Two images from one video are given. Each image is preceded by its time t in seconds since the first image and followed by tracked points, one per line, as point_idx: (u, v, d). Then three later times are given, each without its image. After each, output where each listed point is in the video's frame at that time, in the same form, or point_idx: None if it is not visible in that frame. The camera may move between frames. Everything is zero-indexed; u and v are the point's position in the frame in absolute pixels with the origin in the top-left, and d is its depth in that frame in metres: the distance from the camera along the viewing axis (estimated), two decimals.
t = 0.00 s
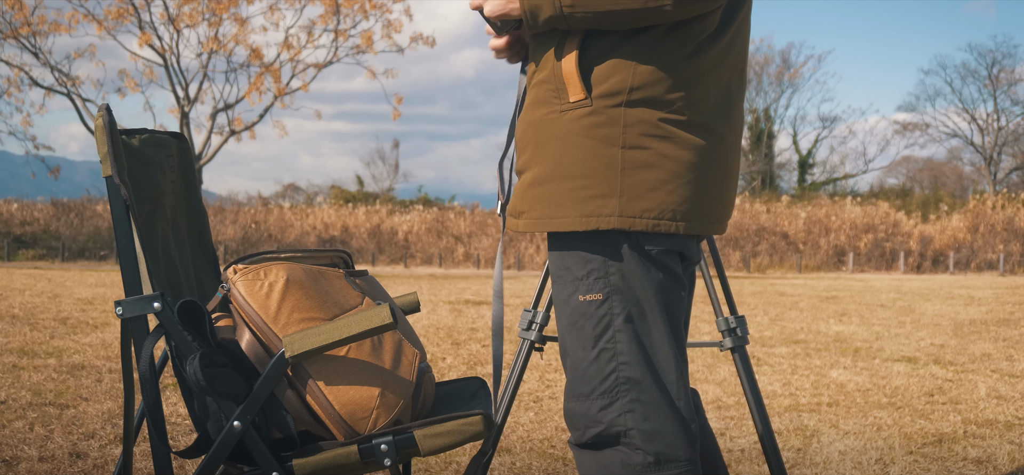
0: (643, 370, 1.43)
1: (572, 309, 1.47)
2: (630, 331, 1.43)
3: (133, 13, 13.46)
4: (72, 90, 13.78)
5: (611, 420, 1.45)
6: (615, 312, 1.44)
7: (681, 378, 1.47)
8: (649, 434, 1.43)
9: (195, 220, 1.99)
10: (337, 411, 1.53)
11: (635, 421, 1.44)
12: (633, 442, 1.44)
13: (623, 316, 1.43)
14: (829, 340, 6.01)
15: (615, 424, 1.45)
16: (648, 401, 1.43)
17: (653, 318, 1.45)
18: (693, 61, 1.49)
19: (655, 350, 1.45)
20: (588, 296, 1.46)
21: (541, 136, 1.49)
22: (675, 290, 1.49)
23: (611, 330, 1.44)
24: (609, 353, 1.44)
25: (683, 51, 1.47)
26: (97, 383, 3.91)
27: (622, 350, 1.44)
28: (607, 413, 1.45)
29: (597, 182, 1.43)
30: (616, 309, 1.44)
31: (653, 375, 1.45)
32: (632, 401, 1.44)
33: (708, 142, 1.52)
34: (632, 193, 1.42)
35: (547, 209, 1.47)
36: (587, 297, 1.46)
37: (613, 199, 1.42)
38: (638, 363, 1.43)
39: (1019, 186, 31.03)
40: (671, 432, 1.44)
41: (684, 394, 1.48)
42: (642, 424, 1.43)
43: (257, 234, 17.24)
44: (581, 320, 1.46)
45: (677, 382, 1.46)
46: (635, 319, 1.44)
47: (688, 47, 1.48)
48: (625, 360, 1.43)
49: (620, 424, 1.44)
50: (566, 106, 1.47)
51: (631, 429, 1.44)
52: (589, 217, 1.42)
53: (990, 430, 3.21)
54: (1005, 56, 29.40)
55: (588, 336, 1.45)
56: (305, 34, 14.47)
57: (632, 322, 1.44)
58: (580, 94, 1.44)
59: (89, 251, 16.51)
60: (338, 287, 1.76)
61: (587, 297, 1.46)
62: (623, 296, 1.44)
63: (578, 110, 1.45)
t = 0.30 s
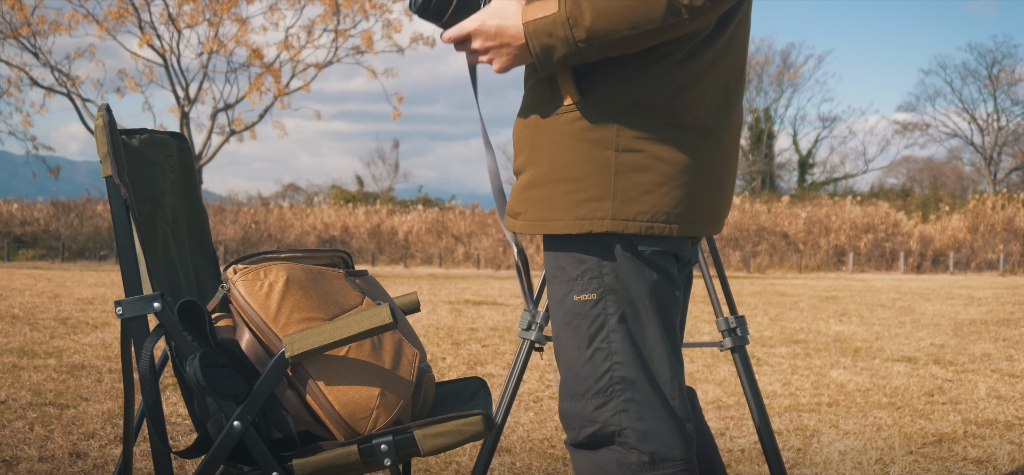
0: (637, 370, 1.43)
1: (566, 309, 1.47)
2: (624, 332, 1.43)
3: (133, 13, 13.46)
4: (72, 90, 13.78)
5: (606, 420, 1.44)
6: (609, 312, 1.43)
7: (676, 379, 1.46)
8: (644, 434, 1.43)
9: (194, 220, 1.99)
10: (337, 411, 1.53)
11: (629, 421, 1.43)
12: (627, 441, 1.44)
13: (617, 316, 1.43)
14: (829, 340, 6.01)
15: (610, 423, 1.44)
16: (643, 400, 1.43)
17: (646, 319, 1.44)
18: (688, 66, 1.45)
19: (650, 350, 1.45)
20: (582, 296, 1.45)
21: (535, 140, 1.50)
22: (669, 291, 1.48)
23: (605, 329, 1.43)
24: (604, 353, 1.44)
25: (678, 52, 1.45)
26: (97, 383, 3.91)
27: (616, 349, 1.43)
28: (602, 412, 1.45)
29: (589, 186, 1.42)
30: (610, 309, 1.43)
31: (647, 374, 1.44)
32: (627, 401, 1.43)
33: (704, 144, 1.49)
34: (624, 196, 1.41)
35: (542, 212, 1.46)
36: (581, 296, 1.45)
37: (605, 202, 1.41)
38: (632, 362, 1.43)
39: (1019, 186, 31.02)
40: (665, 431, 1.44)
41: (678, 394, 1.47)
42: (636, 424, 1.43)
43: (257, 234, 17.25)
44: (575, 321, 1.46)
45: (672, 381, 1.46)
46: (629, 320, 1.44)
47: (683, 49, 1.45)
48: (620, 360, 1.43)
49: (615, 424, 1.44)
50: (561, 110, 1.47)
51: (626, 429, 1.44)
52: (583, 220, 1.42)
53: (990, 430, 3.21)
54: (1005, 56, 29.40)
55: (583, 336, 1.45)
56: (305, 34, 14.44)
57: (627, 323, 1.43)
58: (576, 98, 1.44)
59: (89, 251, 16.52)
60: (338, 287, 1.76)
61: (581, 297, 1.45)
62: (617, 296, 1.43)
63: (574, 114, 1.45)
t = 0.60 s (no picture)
0: (642, 370, 1.41)
1: (572, 309, 1.46)
2: (630, 331, 1.41)
3: (133, 13, 13.45)
4: (72, 90, 13.76)
5: (612, 419, 1.43)
6: (615, 311, 1.41)
7: (681, 377, 1.45)
8: (649, 433, 1.42)
9: (195, 220, 1.99)
10: (337, 410, 1.54)
11: (634, 420, 1.42)
12: (632, 440, 1.43)
13: (623, 316, 1.41)
14: (829, 340, 6.01)
15: (614, 423, 1.44)
16: (648, 399, 1.42)
17: (653, 318, 1.42)
18: (688, 65, 1.44)
19: (655, 350, 1.43)
20: (589, 295, 1.43)
21: (543, 148, 1.48)
22: (675, 289, 1.46)
23: (611, 329, 1.42)
24: (609, 352, 1.43)
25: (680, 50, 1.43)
26: (97, 383, 3.91)
27: (622, 349, 1.41)
28: (607, 411, 1.44)
29: (604, 188, 1.41)
30: (616, 309, 1.41)
31: (653, 374, 1.42)
32: (632, 400, 1.42)
33: (709, 136, 1.47)
34: (639, 197, 1.40)
35: (556, 216, 1.45)
36: (587, 296, 1.44)
37: (621, 203, 1.40)
38: (637, 362, 1.41)
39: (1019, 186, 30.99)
40: (671, 430, 1.43)
41: (684, 393, 1.46)
42: (642, 423, 1.42)
43: (257, 234, 17.25)
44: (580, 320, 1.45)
45: (676, 380, 1.44)
46: (635, 320, 1.42)
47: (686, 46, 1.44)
48: (625, 359, 1.42)
49: (620, 423, 1.43)
50: (565, 118, 1.46)
51: (631, 428, 1.43)
52: (601, 223, 1.40)
53: (990, 430, 3.21)
54: (1005, 56, 29.35)
55: (589, 335, 1.43)
56: (305, 34, 14.42)
57: (633, 323, 1.42)
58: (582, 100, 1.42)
59: (89, 251, 16.51)
60: (338, 287, 1.76)
61: (588, 296, 1.43)
62: (623, 296, 1.41)
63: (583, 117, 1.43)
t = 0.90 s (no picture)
0: (679, 372, 1.35)
1: (609, 308, 1.38)
2: (669, 332, 1.34)
3: (133, 13, 13.44)
4: (71, 90, 13.74)
5: (644, 420, 1.36)
6: (655, 312, 1.35)
7: (715, 382, 1.39)
8: (682, 436, 1.35)
9: (195, 220, 1.99)
10: (337, 411, 1.54)
11: (667, 422, 1.35)
12: (663, 442, 1.36)
13: (662, 317, 1.34)
14: (829, 340, 6.01)
15: (647, 424, 1.36)
16: (682, 403, 1.35)
17: (690, 319, 1.35)
18: (721, 60, 1.38)
19: (694, 353, 1.36)
20: (628, 295, 1.36)
21: (580, 168, 1.44)
22: (714, 291, 1.40)
23: (650, 330, 1.35)
24: (646, 353, 1.35)
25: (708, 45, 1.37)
26: (98, 383, 3.91)
27: (659, 350, 1.35)
28: (640, 413, 1.37)
29: (656, 194, 1.34)
30: (655, 310, 1.35)
31: (689, 377, 1.36)
32: (665, 402, 1.35)
33: (743, 129, 1.42)
34: (691, 198, 1.35)
35: (609, 229, 1.38)
36: (626, 295, 1.36)
37: (675, 205, 1.34)
38: (675, 364, 1.34)
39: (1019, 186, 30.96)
40: (702, 434, 1.36)
41: (716, 397, 1.40)
42: (675, 425, 1.35)
43: (257, 234, 17.24)
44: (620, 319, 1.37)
45: (711, 385, 1.38)
46: (675, 321, 1.35)
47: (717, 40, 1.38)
48: (662, 360, 1.34)
49: (653, 425, 1.36)
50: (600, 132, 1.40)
51: (663, 430, 1.36)
52: (659, 229, 1.33)
53: (990, 430, 3.21)
54: (1006, 56, 29.28)
55: (626, 336, 1.36)
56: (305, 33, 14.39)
57: (672, 324, 1.35)
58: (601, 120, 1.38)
59: (89, 251, 16.50)
60: (338, 287, 1.76)
61: (627, 296, 1.36)
62: (664, 296, 1.35)
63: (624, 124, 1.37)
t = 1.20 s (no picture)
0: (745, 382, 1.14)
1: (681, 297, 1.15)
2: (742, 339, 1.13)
3: (133, 13, 13.44)
4: (71, 90, 13.74)
5: (693, 422, 1.15)
6: (732, 315, 1.13)
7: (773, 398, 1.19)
8: (730, 445, 1.15)
9: (195, 219, 1.99)
10: (337, 410, 1.54)
11: (718, 428, 1.14)
12: (707, 447, 1.15)
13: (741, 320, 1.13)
14: (829, 340, 6.01)
15: (695, 426, 1.15)
16: (741, 414, 1.14)
17: (763, 325, 1.14)
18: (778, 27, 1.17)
19: (763, 365, 1.15)
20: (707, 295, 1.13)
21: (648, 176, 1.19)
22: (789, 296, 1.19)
23: (723, 332, 1.13)
24: (713, 355, 1.13)
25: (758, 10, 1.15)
26: (97, 383, 3.91)
27: (729, 355, 1.13)
28: (691, 413, 1.15)
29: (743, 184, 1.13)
30: (734, 313, 1.13)
31: (754, 389, 1.15)
32: (721, 408, 1.14)
33: (812, 97, 1.22)
34: (778, 179, 1.15)
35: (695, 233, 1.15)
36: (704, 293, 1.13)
37: (766, 193, 1.13)
38: (743, 373, 1.13)
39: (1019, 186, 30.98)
40: (752, 447, 1.16)
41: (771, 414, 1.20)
42: (726, 435, 1.15)
43: (257, 233, 17.25)
44: (688, 315, 1.15)
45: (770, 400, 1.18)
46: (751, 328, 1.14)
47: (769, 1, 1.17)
48: (731, 365, 1.13)
49: (700, 429, 1.15)
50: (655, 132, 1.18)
51: (711, 435, 1.15)
52: (753, 221, 1.12)
53: (990, 430, 3.21)
54: (1005, 57, 29.30)
55: (696, 332, 1.13)
56: (305, 34, 14.38)
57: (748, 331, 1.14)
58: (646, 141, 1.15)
59: (89, 251, 16.51)
60: (338, 287, 1.76)
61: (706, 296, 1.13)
62: (745, 300, 1.13)
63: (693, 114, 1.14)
